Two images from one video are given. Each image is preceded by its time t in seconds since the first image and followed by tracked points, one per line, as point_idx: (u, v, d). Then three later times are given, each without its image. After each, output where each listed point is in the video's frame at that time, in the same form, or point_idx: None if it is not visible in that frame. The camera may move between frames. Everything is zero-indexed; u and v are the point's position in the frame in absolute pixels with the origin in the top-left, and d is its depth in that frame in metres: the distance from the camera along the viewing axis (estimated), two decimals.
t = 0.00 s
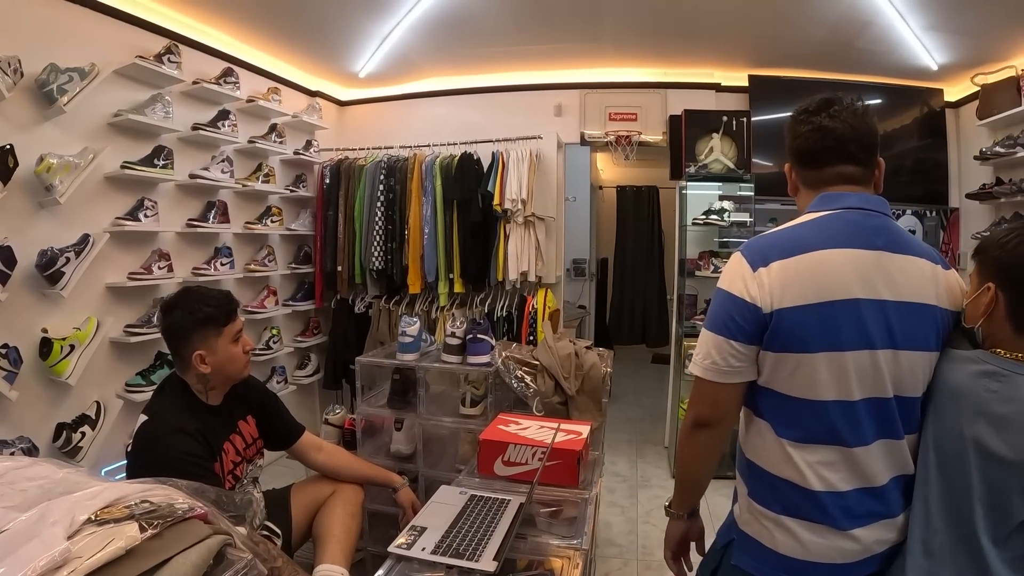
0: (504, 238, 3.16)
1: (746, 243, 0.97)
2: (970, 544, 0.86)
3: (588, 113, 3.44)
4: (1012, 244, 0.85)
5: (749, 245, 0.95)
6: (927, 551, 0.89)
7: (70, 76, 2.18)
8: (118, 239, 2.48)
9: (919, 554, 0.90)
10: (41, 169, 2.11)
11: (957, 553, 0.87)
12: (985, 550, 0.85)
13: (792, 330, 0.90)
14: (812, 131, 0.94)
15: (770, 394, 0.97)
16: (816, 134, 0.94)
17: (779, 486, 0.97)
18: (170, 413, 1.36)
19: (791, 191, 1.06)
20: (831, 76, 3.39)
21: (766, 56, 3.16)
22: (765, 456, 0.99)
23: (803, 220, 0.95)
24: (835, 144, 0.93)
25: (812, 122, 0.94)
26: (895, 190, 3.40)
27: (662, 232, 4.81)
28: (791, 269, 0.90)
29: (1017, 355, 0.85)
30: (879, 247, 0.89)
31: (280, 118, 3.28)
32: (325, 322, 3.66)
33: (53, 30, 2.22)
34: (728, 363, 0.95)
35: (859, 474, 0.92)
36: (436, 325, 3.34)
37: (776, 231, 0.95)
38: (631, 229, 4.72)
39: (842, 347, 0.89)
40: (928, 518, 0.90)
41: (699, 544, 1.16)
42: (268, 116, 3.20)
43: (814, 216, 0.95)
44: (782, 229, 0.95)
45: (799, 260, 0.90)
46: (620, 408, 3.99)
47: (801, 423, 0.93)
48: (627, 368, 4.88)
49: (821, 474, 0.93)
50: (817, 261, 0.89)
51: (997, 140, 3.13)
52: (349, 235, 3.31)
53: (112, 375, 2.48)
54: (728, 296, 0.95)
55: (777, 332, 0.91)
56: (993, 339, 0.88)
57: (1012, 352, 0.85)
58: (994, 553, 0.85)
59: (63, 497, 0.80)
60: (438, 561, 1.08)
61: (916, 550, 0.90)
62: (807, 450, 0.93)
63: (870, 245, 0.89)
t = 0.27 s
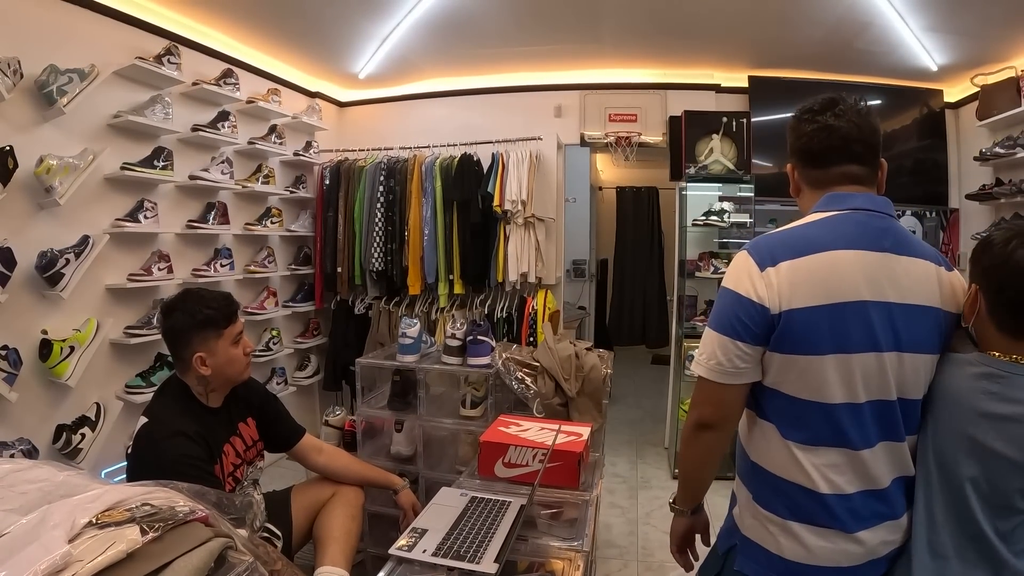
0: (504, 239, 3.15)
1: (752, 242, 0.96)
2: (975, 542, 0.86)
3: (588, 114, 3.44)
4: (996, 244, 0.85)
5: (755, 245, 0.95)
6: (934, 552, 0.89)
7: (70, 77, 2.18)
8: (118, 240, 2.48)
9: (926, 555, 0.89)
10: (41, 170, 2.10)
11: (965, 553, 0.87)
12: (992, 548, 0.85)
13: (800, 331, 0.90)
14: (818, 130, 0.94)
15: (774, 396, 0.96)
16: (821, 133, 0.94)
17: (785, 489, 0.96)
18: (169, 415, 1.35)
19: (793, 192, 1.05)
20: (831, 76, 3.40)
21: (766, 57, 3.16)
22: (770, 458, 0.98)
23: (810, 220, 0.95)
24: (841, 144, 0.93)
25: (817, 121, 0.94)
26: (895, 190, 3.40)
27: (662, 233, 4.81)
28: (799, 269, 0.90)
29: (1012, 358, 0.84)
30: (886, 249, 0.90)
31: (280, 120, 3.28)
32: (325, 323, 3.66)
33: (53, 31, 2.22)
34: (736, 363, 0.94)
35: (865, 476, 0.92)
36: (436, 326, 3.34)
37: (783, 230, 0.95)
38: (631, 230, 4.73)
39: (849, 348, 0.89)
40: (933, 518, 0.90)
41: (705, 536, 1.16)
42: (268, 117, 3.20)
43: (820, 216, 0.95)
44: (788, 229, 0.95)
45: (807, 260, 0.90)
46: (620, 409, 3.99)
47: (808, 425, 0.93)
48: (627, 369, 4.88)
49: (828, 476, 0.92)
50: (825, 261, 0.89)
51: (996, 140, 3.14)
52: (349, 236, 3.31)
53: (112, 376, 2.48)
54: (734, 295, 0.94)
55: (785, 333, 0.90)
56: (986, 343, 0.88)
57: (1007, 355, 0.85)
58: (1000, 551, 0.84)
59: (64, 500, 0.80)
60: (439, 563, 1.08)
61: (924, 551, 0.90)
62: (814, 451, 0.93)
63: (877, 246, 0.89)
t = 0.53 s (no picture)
0: (503, 240, 3.15)
1: (738, 238, 0.96)
2: (973, 541, 0.86)
3: (587, 115, 3.44)
4: (999, 246, 0.84)
5: (741, 241, 0.95)
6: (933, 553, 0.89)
7: (69, 78, 2.18)
8: (118, 241, 2.48)
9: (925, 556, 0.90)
10: (41, 171, 2.11)
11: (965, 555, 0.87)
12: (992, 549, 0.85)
13: (782, 332, 0.90)
14: (806, 125, 0.94)
15: (760, 395, 0.97)
16: (810, 128, 0.94)
17: (766, 490, 0.97)
18: (169, 416, 1.35)
19: (783, 190, 1.05)
20: (830, 77, 3.40)
21: (766, 57, 3.16)
22: (754, 457, 0.99)
23: (797, 217, 0.95)
24: (830, 139, 0.93)
25: (806, 116, 0.94)
26: (894, 191, 3.40)
27: (662, 233, 4.82)
28: (786, 269, 0.89)
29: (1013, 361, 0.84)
30: (875, 246, 0.89)
31: (279, 120, 3.28)
32: (325, 323, 3.66)
33: (52, 32, 2.22)
34: (716, 363, 0.95)
35: (845, 479, 0.93)
36: (436, 326, 3.34)
37: (770, 227, 0.95)
38: (631, 230, 4.74)
39: (836, 347, 0.89)
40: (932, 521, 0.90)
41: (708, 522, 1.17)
42: (268, 118, 3.20)
43: (808, 213, 0.94)
44: (775, 226, 0.95)
45: (794, 261, 0.89)
46: (619, 409, 3.99)
47: (792, 426, 0.93)
48: (626, 369, 4.88)
49: (806, 478, 0.93)
50: (812, 261, 0.89)
51: (995, 141, 3.14)
52: (349, 237, 3.31)
53: (112, 377, 2.48)
54: (718, 293, 0.94)
55: (769, 333, 0.91)
56: (987, 344, 0.88)
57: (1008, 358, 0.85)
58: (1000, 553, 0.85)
59: (64, 501, 0.80)
60: (439, 563, 1.08)
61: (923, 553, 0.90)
62: (795, 452, 0.93)
63: (866, 245, 0.89)
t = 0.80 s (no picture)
0: (504, 241, 3.15)
1: (710, 231, 0.97)
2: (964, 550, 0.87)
3: (587, 115, 3.44)
4: (996, 244, 0.85)
5: (712, 234, 0.95)
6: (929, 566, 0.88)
7: (70, 79, 2.18)
8: (119, 242, 2.48)
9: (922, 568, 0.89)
10: (41, 172, 2.10)
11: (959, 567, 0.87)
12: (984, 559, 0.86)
13: (750, 325, 0.90)
14: (779, 119, 0.96)
15: (734, 390, 0.96)
16: (783, 123, 0.96)
17: (736, 484, 0.97)
18: (170, 417, 1.35)
19: (762, 194, 1.06)
20: (831, 77, 3.40)
21: (766, 57, 3.16)
22: (727, 453, 0.98)
23: (769, 210, 0.95)
24: (803, 133, 0.95)
25: (778, 112, 0.96)
26: (895, 191, 3.40)
27: (662, 234, 4.82)
28: (755, 263, 0.89)
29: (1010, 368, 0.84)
30: (849, 241, 0.89)
31: (280, 121, 3.28)
32: (326, 324, 3.66)
33: (53, 33, 2.22)
34: (683, 355, 0.96)
35: (815, 477, 0.92)
36: (436, 327, 3.34)
37: (742, 220, 0.95)
38: (632, 231, 4.74)
39: (807, 343, 0.88)
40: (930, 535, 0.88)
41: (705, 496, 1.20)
42: (268, 118, 3.20)
43: (781, 206, 0.94)
44: (747, 219, 0.95)
45: (763, 254, 0.89)
46: (620, 409, 3.99)
47: (762, 420, 0.93)
48: (627, 370, 4.88)
49: (777, 474, 0.92)
50: (782, 254, 0.88)
51: (995, 140, 3.14)
52: (349, 238, 3.31)
53: (112, 377, 2.48)
54: (687, 286, 0.95)
55: (737, 326, 0.91)
56: (983, 350, 0.88)
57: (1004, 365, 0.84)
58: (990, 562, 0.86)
59: (65, 500, 0.80)
60: (440, 563, 1.07)
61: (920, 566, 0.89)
62: (763, 447, 0.93)
63: (839, 239, 0.89)
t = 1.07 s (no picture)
0: (505, 240, 3.16)
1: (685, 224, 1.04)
2: (977, 560, 0.82)
3: (588, 114, 3.44)
4: (981, 228, 0.87)
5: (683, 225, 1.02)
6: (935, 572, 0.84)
7: (71, 77, 2.18)
8: (120, 240, 2.48)
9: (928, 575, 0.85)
10: (41, 170, 2.10)
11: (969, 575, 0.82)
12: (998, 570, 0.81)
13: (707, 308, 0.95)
14: (764, 123, 1.02)
15: (705, 378, 0.99)
16: (767, 126, 1.02)
17: (703, 468, 1.00)
18: (170, 413, 1.35)
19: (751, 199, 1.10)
20: (832, 75, 3.39)
21: (767, 56, 3.16)
22: (696, 437, 1.01)
23: (739, 205, 1.00)
24: (784, 136, 1.00)
25: (763, 117, 1.02)
26: (896, 189, 3.39)
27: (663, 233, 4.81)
28: (713, 251, 0.95)
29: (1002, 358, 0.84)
30: (811, 234, 0.91)
31: (280, 120, 3.28)
32: (326, 323, 3.65)
33: (54, 31, 2.22)
34: (654, 336, 1.04)
35: (773, 462, 0.93)
36: (437, 325, 3.33)
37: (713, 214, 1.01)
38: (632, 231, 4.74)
39: (763, 330, 0.91)
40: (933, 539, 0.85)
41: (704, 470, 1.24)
42: (269, 117, 3.20)
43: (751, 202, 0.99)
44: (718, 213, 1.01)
45: (722, 243, 0.94)
46: (621, 408, 3.98)
47: (722, 406, 0.96)
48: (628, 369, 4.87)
49: (737, 456, 0.95)
50: (740, 243, 0.93)
51: (996, 139, 3.14)
52: (349, 237, 3.31)
53: (112, 375, 2.48)
54: (656, 271, 1.02)
55: (698, 310, 0.96)
56: (974, 342, 0.88)
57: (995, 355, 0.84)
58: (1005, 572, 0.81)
59: (65, 495, 0.80)
60: (441, 560, 1.07)
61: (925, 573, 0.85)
62: (723, 428, 0.96)
63: (799, 231, 0.91)
